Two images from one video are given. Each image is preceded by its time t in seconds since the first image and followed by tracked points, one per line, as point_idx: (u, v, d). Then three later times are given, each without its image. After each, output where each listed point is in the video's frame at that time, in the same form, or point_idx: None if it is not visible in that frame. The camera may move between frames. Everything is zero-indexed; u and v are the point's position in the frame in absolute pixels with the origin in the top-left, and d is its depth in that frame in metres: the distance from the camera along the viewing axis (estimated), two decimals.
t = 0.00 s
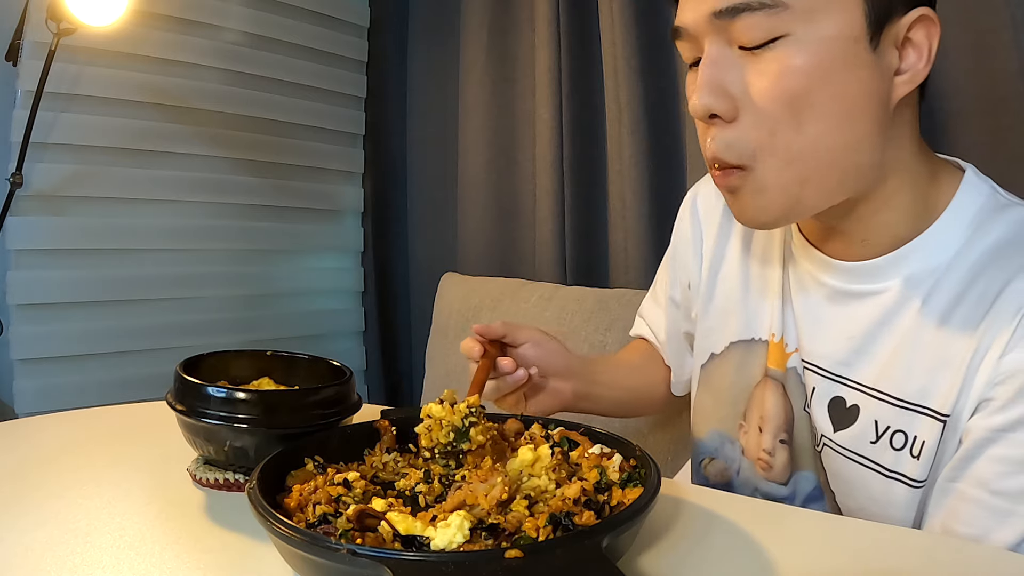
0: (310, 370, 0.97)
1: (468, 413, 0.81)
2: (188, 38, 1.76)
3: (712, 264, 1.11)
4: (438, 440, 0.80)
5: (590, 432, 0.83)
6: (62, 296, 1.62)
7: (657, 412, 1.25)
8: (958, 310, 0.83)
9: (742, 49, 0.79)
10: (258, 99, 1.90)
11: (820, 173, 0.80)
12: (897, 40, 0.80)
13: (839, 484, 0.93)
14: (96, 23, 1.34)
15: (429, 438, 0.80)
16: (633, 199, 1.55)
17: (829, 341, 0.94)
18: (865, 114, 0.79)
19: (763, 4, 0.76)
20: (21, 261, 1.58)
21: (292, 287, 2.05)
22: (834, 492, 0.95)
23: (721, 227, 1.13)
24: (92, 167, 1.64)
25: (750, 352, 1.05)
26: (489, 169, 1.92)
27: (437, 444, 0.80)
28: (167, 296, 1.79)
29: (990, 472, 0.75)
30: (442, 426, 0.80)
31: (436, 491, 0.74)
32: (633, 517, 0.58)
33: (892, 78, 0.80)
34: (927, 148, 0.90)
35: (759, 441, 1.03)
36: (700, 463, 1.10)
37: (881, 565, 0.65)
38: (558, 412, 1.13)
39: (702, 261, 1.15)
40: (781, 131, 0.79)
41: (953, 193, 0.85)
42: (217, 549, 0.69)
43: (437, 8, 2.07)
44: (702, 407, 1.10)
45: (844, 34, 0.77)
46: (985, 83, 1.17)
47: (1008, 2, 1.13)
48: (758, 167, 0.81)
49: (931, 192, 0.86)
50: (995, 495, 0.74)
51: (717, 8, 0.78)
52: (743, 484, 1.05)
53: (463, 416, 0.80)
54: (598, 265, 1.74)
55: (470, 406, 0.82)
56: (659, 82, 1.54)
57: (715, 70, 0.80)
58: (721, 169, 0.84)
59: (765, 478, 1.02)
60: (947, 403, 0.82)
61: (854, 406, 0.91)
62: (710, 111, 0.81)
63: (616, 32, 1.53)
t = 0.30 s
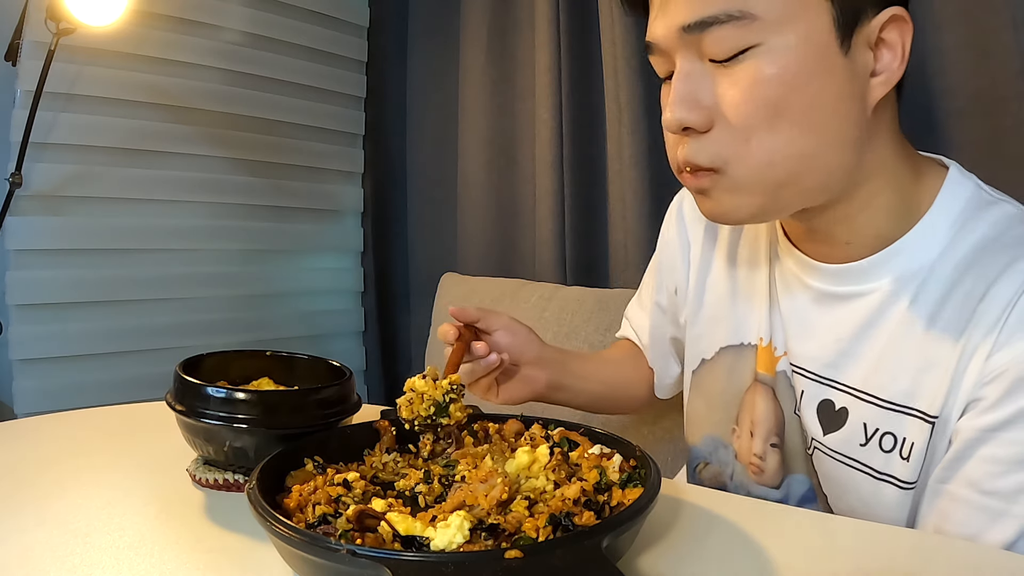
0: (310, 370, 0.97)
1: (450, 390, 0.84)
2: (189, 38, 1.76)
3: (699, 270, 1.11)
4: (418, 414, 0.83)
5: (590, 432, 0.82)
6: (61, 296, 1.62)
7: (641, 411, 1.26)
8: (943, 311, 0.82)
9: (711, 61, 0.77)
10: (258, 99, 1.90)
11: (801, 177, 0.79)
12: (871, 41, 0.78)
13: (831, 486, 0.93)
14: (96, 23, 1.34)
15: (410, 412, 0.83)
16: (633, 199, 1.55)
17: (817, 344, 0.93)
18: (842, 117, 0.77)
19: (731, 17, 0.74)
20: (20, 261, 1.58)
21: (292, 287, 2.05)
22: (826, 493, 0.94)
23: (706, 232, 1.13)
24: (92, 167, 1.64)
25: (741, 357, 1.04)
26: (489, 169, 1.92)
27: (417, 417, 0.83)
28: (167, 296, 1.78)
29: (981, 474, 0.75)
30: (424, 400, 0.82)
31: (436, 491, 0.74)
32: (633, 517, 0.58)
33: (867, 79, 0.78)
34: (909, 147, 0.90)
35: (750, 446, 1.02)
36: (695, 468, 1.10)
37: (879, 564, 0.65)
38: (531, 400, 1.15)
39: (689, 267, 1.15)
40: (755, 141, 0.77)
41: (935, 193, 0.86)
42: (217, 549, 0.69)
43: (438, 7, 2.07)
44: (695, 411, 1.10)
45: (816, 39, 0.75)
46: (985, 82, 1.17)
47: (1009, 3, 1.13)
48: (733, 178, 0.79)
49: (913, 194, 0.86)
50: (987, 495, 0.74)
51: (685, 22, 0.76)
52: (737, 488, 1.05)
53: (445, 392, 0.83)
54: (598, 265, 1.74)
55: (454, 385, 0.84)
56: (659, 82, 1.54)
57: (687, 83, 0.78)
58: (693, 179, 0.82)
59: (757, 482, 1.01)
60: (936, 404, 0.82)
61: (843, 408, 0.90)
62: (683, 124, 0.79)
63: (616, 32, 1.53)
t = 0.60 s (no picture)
0: (309, 371, 0.97)
1: (442, 400, 0.84)
2: (188, 39, 1.76)
3: (681, 279, 1.12)
4: (412, 424, 0.82)
5: (591, 432, 0.82)
6: (61, 296, 1.62)
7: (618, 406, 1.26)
8: (928, 316, 0.82)
9: (668, 75, 0.77)
10: (258, 100, 1.90)
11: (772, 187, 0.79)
12: (836, 47, 0.77)
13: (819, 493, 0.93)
14: (95, 22, 1.34)
15: (403, 422, 0.82)
16: (633, 199, 1.55)
17: (801, 351, 0.94)
18: (809, 124, 0.77)
19: (683, 29, 0.73)
20: (20, 261, 1.58)
21: (292, 287, 2.05)
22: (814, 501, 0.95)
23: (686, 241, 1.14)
24: (92, 167, 1.64)
25: (726, 365, 1.05)
26: (489, 169, 1.92)
27: (410, 428, 0.82)
28: (166, 296, 1.78)
29: (972, 482, 0.73)
30: (416, 411, 0.83)
31: (436, 492, 0.74)
32: (633, 517, 0.58)
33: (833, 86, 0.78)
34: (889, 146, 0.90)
35: (738, 456, 1.03)
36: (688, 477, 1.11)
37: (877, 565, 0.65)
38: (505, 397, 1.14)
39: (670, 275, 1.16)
40: (715, 155, 0.77)
41: (917, 190, 0.85)
42: (216, 549, 0.69)
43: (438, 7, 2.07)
44: (684, 420, 1.11)
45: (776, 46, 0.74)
46: (986, 82, 1.17)
47: (1010, 3, 1.13)
48: (695, 192, 0.80)
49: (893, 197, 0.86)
50: (978, 503, 0.72)
51: (639, 36, 0.75)
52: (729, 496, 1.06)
53: (437, 403, 0.84)
54: (598, 266, 1.74)
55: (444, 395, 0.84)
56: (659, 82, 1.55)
57: (646, 98, 0.78)
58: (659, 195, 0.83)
59: (746, 491, 1.02)
60: (924, 413, 0.81)
61: (830, 417, 0.90)
62: (643, 139, 0.79)
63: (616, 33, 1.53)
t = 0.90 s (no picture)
0: (308, 371, 0.97)
1: (448, 378, 0.86)
2: (188, 39, 1.76)
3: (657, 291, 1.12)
4: (423, 404, 0.84)
5: (590, 432, 0.82)
6: (60, 296, 1.61)
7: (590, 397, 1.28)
8: (908, 326, 0.82)
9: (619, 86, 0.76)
10: (258, 100, 1.90)
11: (739, 202, 0.79)
12: (799, 54, 0.76)
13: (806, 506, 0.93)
14: (95, 23, 1.33)
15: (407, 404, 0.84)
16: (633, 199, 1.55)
17: (781, 364, 0.93)
18: (768, 134, 0.76)
19: (630, 41, 0.72)
20: (19, 262, 1.57)
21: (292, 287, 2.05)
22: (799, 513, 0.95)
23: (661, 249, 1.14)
24: (91, 167, 1.64)
25: (706, 378, 1.06)
26: (489, 170, 1.92)
27: (422, 408, 0.84)
28: (166, 296, 1.78)
29: (965, 496, 0.73)
30: (426, 391, 0.84)
31: (436, 492, 0.74)
32: (633, 518, 0.58)
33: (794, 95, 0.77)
34: (863, 145, 0.90)
35: (721, 470, 1.03)
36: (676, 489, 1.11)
37: (875, 566, 0.65)
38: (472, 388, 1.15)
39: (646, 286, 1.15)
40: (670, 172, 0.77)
41: (895, 188, 0.85)
42: (217, 550, 0.69)
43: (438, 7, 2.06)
44: (667, 433, 1.11)
45: (728, 56, 0.72)
46: (987, 82, 1.17)
47: (1010, 2, 1.13)
48: (650, 209, 0.79)
49: (867, 199, 0.86)
50: (968, 519, 0.73)
51: (587, 47, 0.74)
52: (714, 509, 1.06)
53: (445, 382, 0.86)
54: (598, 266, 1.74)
55: (443, 376, 0.86)
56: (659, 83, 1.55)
57: (596, 110, 0.77)
58: (624, 216, 0.83)
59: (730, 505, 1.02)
60: (908, 428, 0.81)
61: (813, 430, 0.90)
62: (595, 152, 0.78)
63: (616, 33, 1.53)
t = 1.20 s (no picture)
0: (308, 370, 0.97)
1: (469, 325, 0.91)
2: (188, 39, 1.75)
3: (642, 299, 1.13)
4: (450, 347, 0.88)
5: (591, 433, 0.82)
6: (60, 296, 1.61)
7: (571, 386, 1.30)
8: (897, 335, 0.82)
9: (578, 92, 0.76)
10: (258, 100, 1.90)
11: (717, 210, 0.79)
12: (770, 53, 0.75)
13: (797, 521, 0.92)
14: (94, 23, 1.33)
15: (427, 347, 0.88)
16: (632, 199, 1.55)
17: (767, 376, 0.93)
18: (738, 139, 0.75)
19: (588, 38, 0.71)
20: (19, 262, 1.57)
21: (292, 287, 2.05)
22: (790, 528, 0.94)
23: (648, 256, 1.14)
24: (91, 167, 1.64)
25: (692, 390, 1.05)
26: (489, 170, 1.92)
27: (448, 352, 0.87)
28: (166, 296, 1.78)
29: (962, 510, 0.73)
30: (451, 336, 0.88)
31: (436, 493, 0.74)
32: (634, 518, 0.58)
33: (769, 97, 0.76)
34: (848, 146, 0.90)
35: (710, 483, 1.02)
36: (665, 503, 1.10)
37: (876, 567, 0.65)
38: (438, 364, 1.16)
39: (628, 292, 1.15)
40: (627, 178, 0.76)
41: (883, 189, 0.85)
42: (217, 550, 0.69)
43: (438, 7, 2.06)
44: (656, 445, 1.11)
45: (688, 56, 0.72)
46: (986, 83, 1.17)
47: (1011, 2, 1.13)
48: (613, 215, 0.79)
49: (849, 206, 0.86)
50: (965, 533, 0.73)
51: (546, 49, 0.74)
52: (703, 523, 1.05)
53: (466, 327, 0.90)
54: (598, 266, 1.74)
55: (461, 323, 0.90)
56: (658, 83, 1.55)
57: (557, 115, 0.77)
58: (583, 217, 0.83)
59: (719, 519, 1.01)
60: (901, 442, 0.80)
61: (803, 444, 0.89)
62: (557, 160, 0.78)
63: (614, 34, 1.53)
